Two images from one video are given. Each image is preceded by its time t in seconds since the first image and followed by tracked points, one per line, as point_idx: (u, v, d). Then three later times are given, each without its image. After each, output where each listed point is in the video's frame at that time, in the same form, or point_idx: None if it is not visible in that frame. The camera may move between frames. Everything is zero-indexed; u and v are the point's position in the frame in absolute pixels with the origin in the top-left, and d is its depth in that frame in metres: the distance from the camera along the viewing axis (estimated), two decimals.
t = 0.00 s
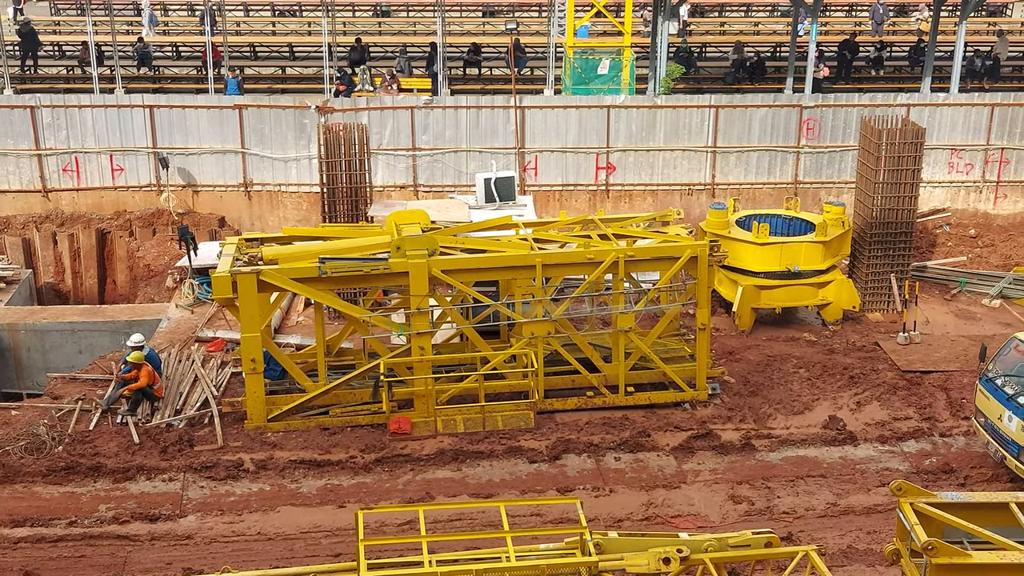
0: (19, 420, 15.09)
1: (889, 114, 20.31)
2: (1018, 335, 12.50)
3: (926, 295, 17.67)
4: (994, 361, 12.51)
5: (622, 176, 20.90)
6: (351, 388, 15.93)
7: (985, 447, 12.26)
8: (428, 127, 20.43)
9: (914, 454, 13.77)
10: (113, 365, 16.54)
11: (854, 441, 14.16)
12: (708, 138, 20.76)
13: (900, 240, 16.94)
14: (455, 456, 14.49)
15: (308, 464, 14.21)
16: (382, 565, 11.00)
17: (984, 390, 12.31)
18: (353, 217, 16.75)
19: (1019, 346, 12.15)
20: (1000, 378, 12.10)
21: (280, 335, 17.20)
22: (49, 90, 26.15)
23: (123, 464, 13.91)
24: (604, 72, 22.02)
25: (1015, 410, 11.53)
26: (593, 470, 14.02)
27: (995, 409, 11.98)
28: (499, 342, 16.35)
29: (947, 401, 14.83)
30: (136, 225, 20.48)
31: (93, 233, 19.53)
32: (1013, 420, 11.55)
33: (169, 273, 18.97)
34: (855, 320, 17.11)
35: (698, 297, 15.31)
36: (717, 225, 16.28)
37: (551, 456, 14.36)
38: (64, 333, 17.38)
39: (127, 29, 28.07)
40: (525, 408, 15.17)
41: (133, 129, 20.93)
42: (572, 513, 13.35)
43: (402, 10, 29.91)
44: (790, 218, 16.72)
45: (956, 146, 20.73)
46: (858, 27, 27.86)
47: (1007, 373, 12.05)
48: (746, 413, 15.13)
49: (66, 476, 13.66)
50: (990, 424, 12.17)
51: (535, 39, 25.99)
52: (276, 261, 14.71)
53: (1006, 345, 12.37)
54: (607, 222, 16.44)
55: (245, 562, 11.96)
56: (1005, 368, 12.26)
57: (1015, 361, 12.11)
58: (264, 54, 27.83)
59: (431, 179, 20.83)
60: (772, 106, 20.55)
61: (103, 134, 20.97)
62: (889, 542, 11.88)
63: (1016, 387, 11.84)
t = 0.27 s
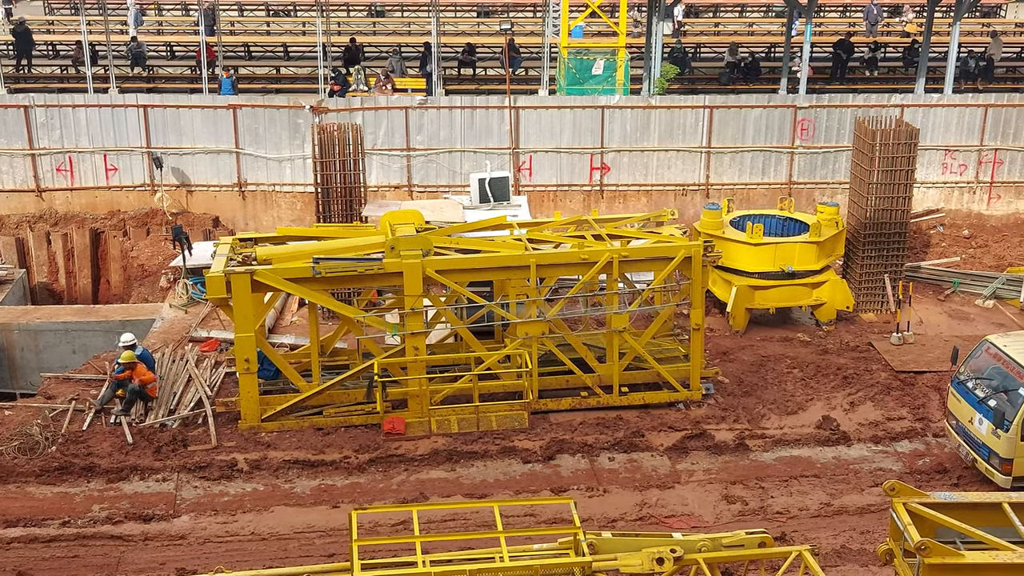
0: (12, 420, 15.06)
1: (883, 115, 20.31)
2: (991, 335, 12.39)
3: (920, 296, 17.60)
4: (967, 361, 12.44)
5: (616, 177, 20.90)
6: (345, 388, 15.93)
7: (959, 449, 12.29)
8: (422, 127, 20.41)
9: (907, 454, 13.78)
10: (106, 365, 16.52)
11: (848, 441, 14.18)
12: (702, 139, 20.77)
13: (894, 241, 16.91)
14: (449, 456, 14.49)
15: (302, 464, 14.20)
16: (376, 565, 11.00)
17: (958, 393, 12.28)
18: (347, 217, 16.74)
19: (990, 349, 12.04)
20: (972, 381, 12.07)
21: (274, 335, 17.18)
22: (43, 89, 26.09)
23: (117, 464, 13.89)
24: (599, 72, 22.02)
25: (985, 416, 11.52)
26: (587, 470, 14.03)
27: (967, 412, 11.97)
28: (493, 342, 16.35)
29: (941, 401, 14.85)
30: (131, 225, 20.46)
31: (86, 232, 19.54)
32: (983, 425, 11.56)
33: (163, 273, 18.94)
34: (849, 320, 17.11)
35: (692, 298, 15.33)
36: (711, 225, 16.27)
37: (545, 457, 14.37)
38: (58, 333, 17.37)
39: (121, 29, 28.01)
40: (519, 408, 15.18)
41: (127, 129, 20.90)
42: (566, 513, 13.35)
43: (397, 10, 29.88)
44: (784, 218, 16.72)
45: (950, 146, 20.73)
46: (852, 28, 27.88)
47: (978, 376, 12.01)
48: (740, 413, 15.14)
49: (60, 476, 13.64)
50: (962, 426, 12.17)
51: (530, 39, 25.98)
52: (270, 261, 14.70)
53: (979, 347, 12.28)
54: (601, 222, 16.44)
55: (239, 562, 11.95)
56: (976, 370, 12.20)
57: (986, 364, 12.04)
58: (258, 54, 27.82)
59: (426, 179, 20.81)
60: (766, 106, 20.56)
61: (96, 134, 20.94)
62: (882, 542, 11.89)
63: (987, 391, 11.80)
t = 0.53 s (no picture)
0: (7, 422, 15.04)
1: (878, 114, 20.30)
2: (964, 332, 12.23)
3: (915, 295, 17.54)
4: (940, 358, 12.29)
5: (611, 176, 20.89)
6: (341, 388, 15.93)
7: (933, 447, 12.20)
8: (417, 128, 20.42)
9: (903, 453, 13.80)
10: (102, 366, 16.50)
11: (843, 440, 14.20)
12: (697, 139, 20.77)
13: (889, 240, 16.87)
14: (445, 457, 14.49)
15: (299, 464, 14.20)
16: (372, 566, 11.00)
17: (931, 391, 12.16)
18: (342, 217, 16.72)
19: (962, 347, 11.88)
20: (944, 379, 11.94)
21: (270, 336, 17.16)
22: (38, 90, 26.04)
23: (113, 466, 13.88)
24: (594, 72, 22.10)
25: (958, 415, 11.42)
26: (583, 470, 14.04)
27: (941, 411, 11.87)
28: (489, 342, 16.35)
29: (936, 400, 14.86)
30: (126, 226, 20.44)
31: (82, 233, 19.66)
32: (957, 424, 11.47)
33: (158, 274, 18.92)
34: (845, 319, 17.09)
35: (687, 297, 15.34)
36: (707, 225, 16.26)
37: (542, 456, 14.38)
38: (54, 334, 17.36)
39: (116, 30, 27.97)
40: (515, 408, 15.18)
41: (122, 130, 20.91)
42: (563, 513, 13.36)
43: (392, 10, 29.85)
44: (779, 218, 16.71)
45: (946, 146, 20.73)
46: (848, 27, 27.90)
47: (951, 375, 11.88)
48: (736, 412, 15.15)
49: (55, 478, 13.63)
50: (935, 424, 12.07)
51: (525, 39, 25.97)
52: (266, 262, 14.69)
53: (952, 345, 12.13)
54: (596, 222, 16.44)
55: (235, 563, 11.95)
56: (949, 368, 12.06)
57: (959, 362, 11.90)
58: (254, 55, 27.82)
59: (421, 179, 20.80)
60: (762, 106, 20.57)
61: (91, 135, 20.93)
62: (878, 541, 11.91)
63: (960, 389, 11.68)
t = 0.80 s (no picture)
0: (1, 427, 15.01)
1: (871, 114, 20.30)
2: (937, 333, 12.18)
3: (908, 294, 17.49)
4: (913, 359, 12.24)
5: (604, 177, 20.92)
6: (335, 391, 15.93)
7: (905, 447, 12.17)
8: (410, 130, 20.44)
9: (896, 452, 13.82)
10: (96, 370, 16.47)
11: (837, 440, 14.22)
12: (690, 139, 20.79)
13: (882, 240, 16.84)
14: (440, 459, 14.48)
15: (293, 467, 14.18)
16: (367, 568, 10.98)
17: (904, 391, 12.11)
18: (336, 220, 16.71)
19: (935, 347, 11.83)
20: (917, 380, 11.90)
21: (264, 339, 17.13)
22: (29, 94, 26.01)
23: (107, 470, 13.85)
24: (587, 73, 21.98)
25: (930, 415, 11.37)
26: (578, 471, 14.05)
27: (914, 411, 11.83)
28: (483, 344, 16.35)
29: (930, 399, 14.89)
30: (119, 229, 20.41)
31: (74, 237, 19.42)
32: (929, 424, 11.43)
33: (152, 278, 18.89)
34: (838, 319, 17.08)
35: (681, 297, 15.37)
36: (700, 225, 16.26)
37: (536, 458, 14.38)
38: (47, 338, 17.34)
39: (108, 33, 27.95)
40: (509, 410, 15.18)
41: (114, 134, 20.85)
42: (558, 514, 13.36)
43: (385, 12, 29.83)
44: (772, 218, 16.72)
45: (938, 145, 20.75)
46: (839, 27, 27.96)
47: (923, 375, 11.84)
48: (730, 413, 15.17)
49: (49, 482, 13.61)
50: (908, 425, 12.03)
51: (518, 40, 25.98)
52: (260, 265, 14.69)
53: (925, 346, 12.07)
54: (590, 223, 16.43)
55: (230, 566, 11.93)
56: (922, 368, 12.02)
57: (931, 362, 11.85)
58: (246, 57, 27.81)
59: (414, 181, 20.78)
60: (754, 106, 20.59)
61: (84, 139, 20.89)
62: (873, 540, 11.92)
63: (932, 390, 11.64)
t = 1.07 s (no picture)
0: None
1: (858, 115, 20.35)
2: (903, 337, 11.93)
3: (897, 296, 17.43)
4: (880, 363, 11.98)
5: (593, 180, 20.91)
6: (325, 395, 15.90)
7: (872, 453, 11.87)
8: (399, 133, 20.39)
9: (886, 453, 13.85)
10: (84, 376, 16.42)
11: (827, 441, 14.24)
12: (679, 141, 20.79)
13: (871, 241, 16.83)
14: (430, 463, 14.46)
15: (283, 472, 14.15)
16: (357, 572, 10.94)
17: (870, 395, 11.84)
18: (324, 224, 16.68)
19: (901, 350, 11.58)
20: (883, 384, 11.63)
21: (253, 343, 17.09)
22: (17, 99, 25.93)
23: (95, 476, 13.80)
24: (575, 76, 22.06)
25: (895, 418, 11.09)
26: (569, 473, 14.05)
27: (879, 415, 11.55)
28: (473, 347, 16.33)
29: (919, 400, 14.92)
30: (107, 234, 20.38)
31: (62, 242, 19.37)
32: (893, 428, 11.15)
33: (140, 282, 18.85)
34: (827, 321, 16.99)
35: (670, 299, 15.38)
36: (689, 227, 16.25)
37: (527, 461, 14.37)
38: (34, 344, 17.31)
39: (95, 38, 27.89)
40: (499, 413, 15.18)
41: (102, 138, 20.78)
42: (548, 517, 13.34)
43: (373, 16, 29.83)
44: (761, 220, 16.72)
45: (925, 146, 20.80)
46: (827, 29, 28.08)
47: (889, 379, 11.58)
48: (720, 414, 15.18)
49: (37, 489, 13.55)
50: (874, 430, 11.74)
51: (506, 44, 26.01)
52: (248, 269, 14.65)
53: (891, 349, 11.83)
54: (579, 226, 16.42)
55: (219, 571, 11.89)
56: (888, 372, 11.76)
57: (897, 366, 11.59)
58: (235, 62, 27.78)
59: (403, 185, 20.75)
60: (742, 108, 20.62)
61: (71, 144, 20.82)
62: (862, 541, 11.94)
63: (897, 394, 11.37)
